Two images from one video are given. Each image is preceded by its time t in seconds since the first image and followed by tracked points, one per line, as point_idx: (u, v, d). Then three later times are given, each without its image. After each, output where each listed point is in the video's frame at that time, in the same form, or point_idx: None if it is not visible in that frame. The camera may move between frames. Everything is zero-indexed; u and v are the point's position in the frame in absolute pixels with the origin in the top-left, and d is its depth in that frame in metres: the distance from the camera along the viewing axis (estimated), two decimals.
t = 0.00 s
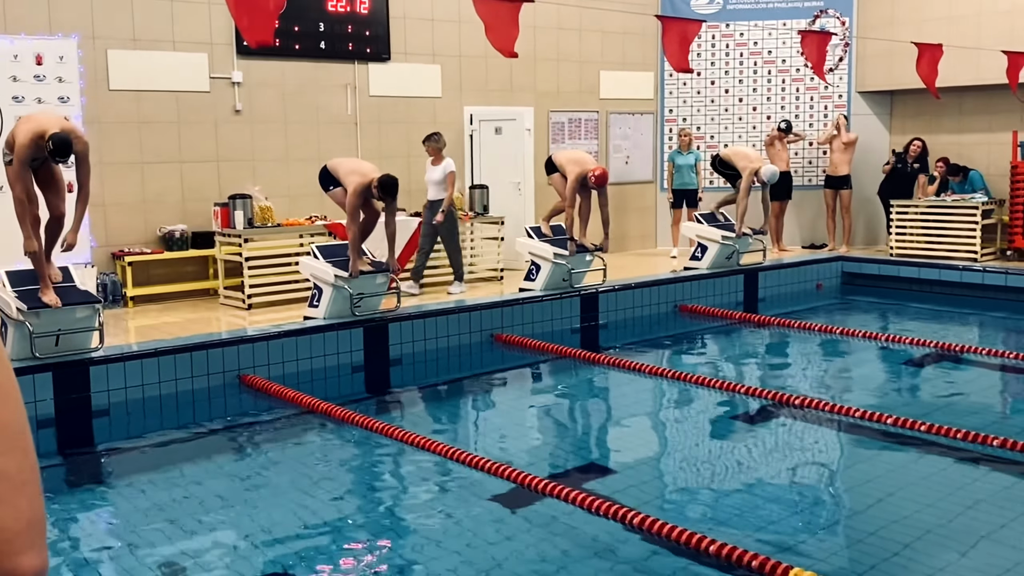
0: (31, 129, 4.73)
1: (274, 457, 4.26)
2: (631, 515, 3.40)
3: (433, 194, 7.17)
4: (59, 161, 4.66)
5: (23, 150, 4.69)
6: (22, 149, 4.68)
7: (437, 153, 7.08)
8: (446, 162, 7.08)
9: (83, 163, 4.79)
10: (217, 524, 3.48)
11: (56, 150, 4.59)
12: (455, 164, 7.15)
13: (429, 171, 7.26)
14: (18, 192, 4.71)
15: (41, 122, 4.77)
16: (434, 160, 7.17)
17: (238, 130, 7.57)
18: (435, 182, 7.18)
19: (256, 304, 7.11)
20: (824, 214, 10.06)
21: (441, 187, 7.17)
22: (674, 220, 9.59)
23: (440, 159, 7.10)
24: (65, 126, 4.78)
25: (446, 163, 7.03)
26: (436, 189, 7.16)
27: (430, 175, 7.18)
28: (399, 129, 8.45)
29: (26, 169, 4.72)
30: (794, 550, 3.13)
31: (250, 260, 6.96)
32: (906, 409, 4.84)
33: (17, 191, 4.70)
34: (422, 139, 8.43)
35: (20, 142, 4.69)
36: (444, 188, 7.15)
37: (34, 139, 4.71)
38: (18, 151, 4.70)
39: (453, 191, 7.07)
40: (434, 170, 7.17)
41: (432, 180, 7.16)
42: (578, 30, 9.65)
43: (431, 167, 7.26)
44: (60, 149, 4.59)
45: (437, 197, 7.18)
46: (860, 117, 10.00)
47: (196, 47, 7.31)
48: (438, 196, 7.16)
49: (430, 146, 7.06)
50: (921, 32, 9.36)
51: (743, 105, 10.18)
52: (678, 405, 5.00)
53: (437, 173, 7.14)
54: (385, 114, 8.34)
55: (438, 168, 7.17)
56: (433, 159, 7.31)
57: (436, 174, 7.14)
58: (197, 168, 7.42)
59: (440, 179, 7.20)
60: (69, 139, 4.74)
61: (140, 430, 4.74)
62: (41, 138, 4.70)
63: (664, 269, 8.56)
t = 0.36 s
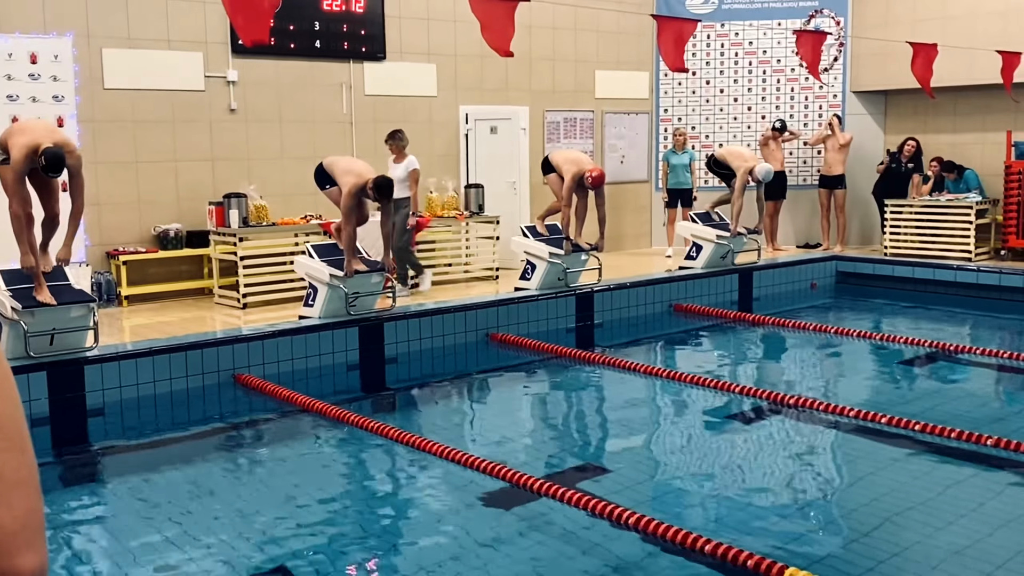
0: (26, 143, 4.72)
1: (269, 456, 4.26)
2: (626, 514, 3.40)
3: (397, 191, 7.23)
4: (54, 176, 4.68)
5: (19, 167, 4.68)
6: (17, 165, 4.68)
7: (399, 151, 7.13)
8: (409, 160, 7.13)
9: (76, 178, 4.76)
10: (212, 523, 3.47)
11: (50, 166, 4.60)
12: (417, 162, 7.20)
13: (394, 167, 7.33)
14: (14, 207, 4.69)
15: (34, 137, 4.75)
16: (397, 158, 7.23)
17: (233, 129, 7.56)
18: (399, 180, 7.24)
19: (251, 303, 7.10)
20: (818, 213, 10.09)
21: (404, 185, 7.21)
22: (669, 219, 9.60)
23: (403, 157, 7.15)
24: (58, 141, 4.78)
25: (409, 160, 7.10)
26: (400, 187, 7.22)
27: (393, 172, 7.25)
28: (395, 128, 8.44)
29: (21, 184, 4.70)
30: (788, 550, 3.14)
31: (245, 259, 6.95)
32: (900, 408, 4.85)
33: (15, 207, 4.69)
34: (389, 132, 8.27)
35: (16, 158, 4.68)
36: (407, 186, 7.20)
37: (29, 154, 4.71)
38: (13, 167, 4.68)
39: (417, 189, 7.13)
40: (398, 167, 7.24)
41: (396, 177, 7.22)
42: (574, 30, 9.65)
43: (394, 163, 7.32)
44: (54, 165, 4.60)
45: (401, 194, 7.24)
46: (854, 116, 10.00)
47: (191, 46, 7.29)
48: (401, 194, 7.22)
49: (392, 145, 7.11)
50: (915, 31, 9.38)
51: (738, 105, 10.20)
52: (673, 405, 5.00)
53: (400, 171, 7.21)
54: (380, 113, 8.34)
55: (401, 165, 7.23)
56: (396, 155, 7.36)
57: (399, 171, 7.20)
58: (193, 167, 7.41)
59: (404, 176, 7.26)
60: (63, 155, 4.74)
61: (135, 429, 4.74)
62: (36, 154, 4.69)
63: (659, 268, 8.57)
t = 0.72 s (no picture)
0: (24, 162, 4.71)
1: (266, 455, 4.26)
2: (624, 514, 3.41)
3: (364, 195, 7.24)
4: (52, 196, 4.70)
5: (18, 186, 4.66)
6: (15, 184, 4.66)
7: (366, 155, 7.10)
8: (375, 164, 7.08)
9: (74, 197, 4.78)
10: (209, 523, 3.47)
11: (48, 185, 4.62)
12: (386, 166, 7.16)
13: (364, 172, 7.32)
14: (13, 226, 4.66)
15: (34, 155, 4.74)
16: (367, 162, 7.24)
17: (230, 128, 7.56)
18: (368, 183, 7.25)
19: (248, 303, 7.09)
20: (815, 214, 10.10)
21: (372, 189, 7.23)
22: (666, 219, 9.60)
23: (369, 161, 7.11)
24: (57, 160, 4.78)
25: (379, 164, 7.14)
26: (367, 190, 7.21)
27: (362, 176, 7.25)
28: (392, 127, 8.44)
29: (20, 204, 4.68)
30: (786, 549, 3.14)
31: (242, 259, 6.95)
32: (897, 408, 4.87)
33: (14, 226, 4.66)
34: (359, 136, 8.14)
35: (15, 177, 4.66)
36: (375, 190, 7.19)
37: (27, 173, 4.70)
38: (13, 186, 4.67)
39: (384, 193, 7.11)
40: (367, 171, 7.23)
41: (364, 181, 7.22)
42: (571, 30, 9.66)
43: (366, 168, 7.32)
44: (51, 185, 4.62)
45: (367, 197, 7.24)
46: (851, 117, 10.01)
47: (188, 45, 7.29)
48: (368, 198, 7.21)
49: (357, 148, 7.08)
50: (912, 32, 9.39)
51: (735, 105, 10.20)
52: (669, 405, 5.01)
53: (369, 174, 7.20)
54: (377, 113, 8.33)
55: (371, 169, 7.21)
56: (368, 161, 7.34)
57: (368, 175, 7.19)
58: (190, 167, 7.40)
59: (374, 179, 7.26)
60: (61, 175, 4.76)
61: (132, 428, 4.73)
62: (35, 173, 4.69)
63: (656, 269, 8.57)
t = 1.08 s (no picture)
0: (27, 176, 4.71)
1: (264, 455, 4.26)
2: (623, 514, 3.41)
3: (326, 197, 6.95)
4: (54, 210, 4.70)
5: (21, 201, 4.66)
6: (18, 199, 4.67)
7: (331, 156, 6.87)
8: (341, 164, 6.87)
9: (75, 210, 4.77)
10: (207, 522, 3.47)
11: (51, 200, 4.62)
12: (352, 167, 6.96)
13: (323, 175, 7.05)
14: (16, 240, 4.66)
15: (36, 168, 4.74)
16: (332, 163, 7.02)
17: (229, 128, 7.55)
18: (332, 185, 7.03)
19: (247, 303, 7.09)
20: (814, 215, 10.10)
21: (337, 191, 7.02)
22: (665, 220, 9.61)
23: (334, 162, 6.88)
24: (59, 174, 4.78)
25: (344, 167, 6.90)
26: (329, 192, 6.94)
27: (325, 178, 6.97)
28: (391, 127, 8.44)
29: (23, 219, 4.69)
30: (784, 550, 3.14)
31: (240, 259, 6.95)
32: (895, 409, 4.87)
33: (17, 241, 4.66)
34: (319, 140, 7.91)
35: (18, 191, 4.67)
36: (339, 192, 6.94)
37: (30, 188, 4.70)
38: (15, 201, 4.67)
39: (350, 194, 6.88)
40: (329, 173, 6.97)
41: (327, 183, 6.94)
42: (571, 31, 9.66)
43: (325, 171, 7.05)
44: (53, 200, 4.63)
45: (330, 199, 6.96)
46: (849, 118, 10.03)
47: (187, 45, 7.29)
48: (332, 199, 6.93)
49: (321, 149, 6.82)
50: (912, 33, 9.39)
51: (734, 106, 10.21)
52: (668, 405, 5.01)
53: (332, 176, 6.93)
54: (376, 113, 8.34)
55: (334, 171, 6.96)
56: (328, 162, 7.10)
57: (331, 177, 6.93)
58: (189, 167, 7.40)
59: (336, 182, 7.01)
60: (63, 189, 4.76)
61: (131, 428, 4.73)
62: (38, 188, 4.69)
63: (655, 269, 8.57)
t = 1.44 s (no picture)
0: (30, 179, 4.70)
1: (263, 455, 4.26)
2: (623, 514, 3.40)
3: (284, 198, 6.66)
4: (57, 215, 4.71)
5: (23, 204, 4.66)
6: (21, 202, 4.66)
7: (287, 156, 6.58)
8: (299, 163, 6.60)
9: (77, 215, 4.77)
10: (207, 522, 3.47)
11: (54, 205, 4.63)
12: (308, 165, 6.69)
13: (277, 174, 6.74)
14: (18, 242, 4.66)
15: (38, 172, 4.73)
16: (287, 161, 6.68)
17: (229, 127, 7.55)
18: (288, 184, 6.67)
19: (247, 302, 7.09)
20: (814, 215, 10.10)
21: (294, 189, 6.66)
22: (666, 220, 9.60)
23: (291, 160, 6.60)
24: (62, 178, 4.78)
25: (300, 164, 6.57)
26: (288, 192, 6.66)
27: (280, 178, 6.66)
28: (391, 127, 8.44)
29: (26, 222, 4.68)
30: (784, 550, 3.14)
31: (240, 258, 6.95)
32: (896, 409, 4.87)
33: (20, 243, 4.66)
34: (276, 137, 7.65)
35: (21, 194, 4.67)
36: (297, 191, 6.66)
37: (33, 191, 4.70)
38: (18, 204, 4.66)
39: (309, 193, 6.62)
40: (284, 172, 6.67)
41: (283, 183, 6.65)
42: (571, 30, 9.65)
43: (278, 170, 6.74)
44: (56, 205, 4.63)
45: (289, 200, 6.67)
46: (851, 118, 10.01)
47: (188, 44, 7.29)
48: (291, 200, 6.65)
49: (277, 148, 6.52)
50: (913, 33, 9.38)
51: (735, 106, 10.20)
52: (668, 405, 5.01)
53: (288, 175, 6.64)
54: (377, 112, 8.33)
55: (289, 170, 6.66)
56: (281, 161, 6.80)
57: (288, 176, 6.64)
58: (190, 166, 7.40)
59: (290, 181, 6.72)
60: (66, 194, 4.75)
61: (131, 427, 4.73)
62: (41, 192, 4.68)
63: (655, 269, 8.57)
